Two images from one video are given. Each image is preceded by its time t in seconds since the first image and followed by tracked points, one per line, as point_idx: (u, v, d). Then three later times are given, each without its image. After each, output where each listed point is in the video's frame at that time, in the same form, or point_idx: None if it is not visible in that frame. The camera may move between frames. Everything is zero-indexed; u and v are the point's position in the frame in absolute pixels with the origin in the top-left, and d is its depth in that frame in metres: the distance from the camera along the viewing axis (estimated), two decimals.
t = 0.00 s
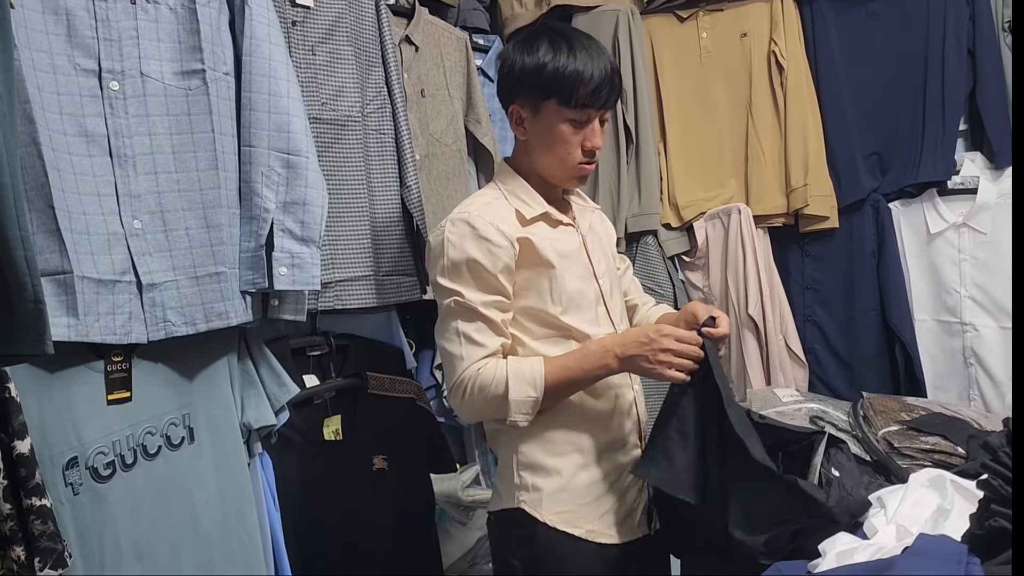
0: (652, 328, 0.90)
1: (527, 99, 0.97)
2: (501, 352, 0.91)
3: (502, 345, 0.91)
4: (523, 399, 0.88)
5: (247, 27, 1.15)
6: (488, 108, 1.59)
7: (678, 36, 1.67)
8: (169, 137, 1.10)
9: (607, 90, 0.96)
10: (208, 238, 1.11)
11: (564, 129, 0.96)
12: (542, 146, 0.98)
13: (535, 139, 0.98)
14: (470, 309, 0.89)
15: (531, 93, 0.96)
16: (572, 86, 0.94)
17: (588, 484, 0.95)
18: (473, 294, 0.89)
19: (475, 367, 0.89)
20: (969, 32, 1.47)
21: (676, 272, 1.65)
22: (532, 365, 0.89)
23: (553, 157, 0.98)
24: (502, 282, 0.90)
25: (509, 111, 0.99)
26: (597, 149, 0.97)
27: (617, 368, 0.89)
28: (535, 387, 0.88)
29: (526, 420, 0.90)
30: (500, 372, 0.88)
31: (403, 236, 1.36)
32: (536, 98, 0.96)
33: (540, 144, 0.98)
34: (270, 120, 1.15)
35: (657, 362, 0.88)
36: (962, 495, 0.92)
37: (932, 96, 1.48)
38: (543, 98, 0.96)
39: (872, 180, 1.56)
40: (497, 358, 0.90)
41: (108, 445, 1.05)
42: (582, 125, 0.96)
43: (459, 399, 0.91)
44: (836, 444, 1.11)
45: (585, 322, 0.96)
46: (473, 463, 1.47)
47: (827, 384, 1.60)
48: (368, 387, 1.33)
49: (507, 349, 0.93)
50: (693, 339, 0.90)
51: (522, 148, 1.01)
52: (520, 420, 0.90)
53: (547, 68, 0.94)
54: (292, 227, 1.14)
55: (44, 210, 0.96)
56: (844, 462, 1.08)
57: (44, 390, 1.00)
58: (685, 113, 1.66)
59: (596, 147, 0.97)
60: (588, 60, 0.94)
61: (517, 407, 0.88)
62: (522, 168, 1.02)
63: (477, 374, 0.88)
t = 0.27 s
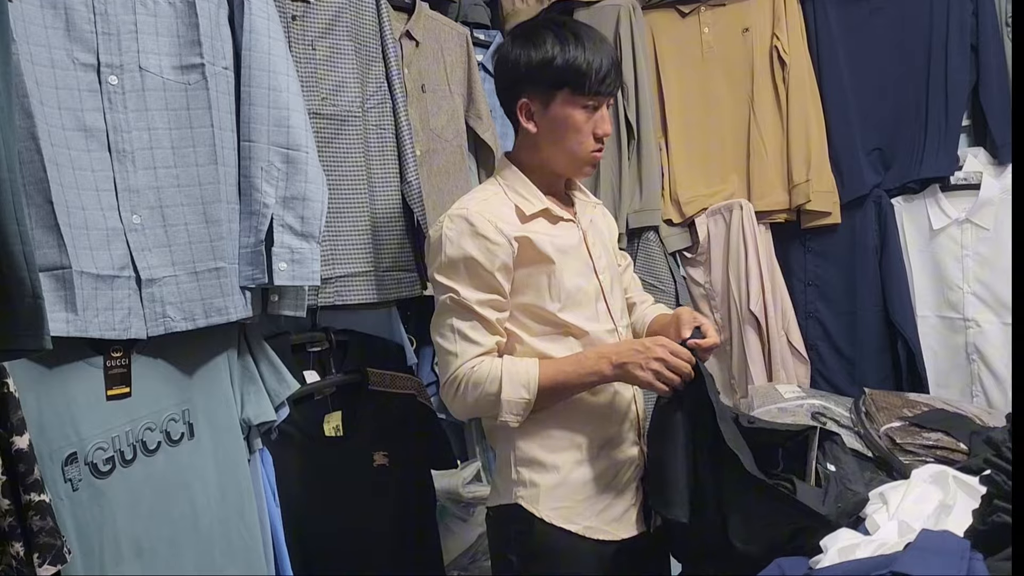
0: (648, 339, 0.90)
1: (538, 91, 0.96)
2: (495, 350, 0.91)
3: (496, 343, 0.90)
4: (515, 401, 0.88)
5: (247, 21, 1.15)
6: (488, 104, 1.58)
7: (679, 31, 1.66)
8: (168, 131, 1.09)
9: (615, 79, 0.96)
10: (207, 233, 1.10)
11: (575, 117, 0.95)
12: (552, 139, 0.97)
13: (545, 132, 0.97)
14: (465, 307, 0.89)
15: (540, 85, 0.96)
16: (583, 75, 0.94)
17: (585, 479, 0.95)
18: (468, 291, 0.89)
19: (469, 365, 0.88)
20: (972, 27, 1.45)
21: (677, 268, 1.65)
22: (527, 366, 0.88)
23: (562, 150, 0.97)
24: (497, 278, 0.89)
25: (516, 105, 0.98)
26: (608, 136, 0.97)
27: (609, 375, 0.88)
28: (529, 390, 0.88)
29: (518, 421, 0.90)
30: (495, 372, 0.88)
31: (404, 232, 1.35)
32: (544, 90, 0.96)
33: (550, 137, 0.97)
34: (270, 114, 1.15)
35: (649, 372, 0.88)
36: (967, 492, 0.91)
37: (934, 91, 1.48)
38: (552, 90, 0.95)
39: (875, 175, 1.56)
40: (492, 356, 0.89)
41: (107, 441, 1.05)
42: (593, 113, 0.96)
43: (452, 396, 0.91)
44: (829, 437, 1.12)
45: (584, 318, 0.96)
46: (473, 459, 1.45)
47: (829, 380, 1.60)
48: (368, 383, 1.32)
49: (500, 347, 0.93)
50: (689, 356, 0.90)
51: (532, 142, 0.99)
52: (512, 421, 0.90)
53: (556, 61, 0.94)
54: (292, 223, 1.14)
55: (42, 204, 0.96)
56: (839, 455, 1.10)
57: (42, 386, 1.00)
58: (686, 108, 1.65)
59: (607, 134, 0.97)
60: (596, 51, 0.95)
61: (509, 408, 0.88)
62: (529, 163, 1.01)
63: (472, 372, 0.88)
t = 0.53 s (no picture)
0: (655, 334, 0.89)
1: (549, 86, 0.96)
2: (499, 348, 0.91)
3: (500, 342, 0.91)
4: (518, 400, 0.89)
5: (250, 20, 1.15)
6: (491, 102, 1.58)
7: (682, 29, 1.65)
8: (172, 130, 1.10)
9: (621, 75, 0.98)
10: (211, 231, 1.11)
11: (586, 112, 0.96)
12: (563, 135, 0.97)
13: (555, 127, 0.97)
14: (471, 306, 0.89)
15: (550, 81, 0.96)
16: (594, 71, 0.95)
17: (588, 477, 0.95)
18: (475, 290, 0.89)
19: (472, 364, 0.89)
20: (975, 24, 1.45)
21: (679, 266, 1.65)
22: (529, 366, 0.89)
23: (572, 145, 0.98)
24: (502, 277, 0.89)
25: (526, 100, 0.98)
26: (615, 131, 0.98)
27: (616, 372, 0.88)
28: (531, 390, 0.88)
29: (519, 418, 0.91)
30: (498, 371, 0.88)
31: (407, 230, 1.35)
32: (555, 85, 0.96)
33: (559, 132, 0.97)
34: (273, 113, 1.15)
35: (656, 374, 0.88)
36: (969, 489, 0.91)
37: (937, 89, 1.48)
38: (562, 85, 0.96)
39: (878, 174, 1.56)
40: (495, 355, 0.90)
41: (112, 438, 1.06)
42: (602, 108, 0.97)
43: (454, 393, 0.92)
44: (824, 432, 1.12)
45: (588, 317, 0.97)
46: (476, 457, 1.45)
47: (830, 377, 1.60)
48: (372, 381, 1.31)
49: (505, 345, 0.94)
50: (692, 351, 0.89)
51: (541, 137, 0.99)
52: (513, 419, 0.91)
53: (568, 57, 0.95)
54: (295, 221, 1.14)
55: (47, 202, 0.96)
56: (836, 451, 1.09)
57: (48, 382, 1.00)
58: (689, 107, 1.65)
59: (614, 129, 0.98)
60: (604, 47, 0.97)
61: (511, 407, 0.89)
62: (537, 160, 1.01)
63: (475, 371, 0.88)
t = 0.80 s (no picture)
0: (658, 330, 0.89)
1: (552, 84, 0.96)
2: (505, 347, 0.91)
3: (506, 340, 0.90)
4: (526, 398, 0.88)
5: (252, 19, 1.15)
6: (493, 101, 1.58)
7: (684, 28, 1.65)
8: (174, 129, 1.10)
9: (624, 75, 0.98)
10: (213, 230, 1.11)
11: (589, 109, 0.96)
12: (568, 133, 0.97)
13: (558, 124, 0.97)
14: (476, 305, 0.89)
15: (553, 79, 0.96)
16: (597, 70, 0.95)
17: (592, 477, 0.95)
18: (481, 288, 0.89)
19: (479, 363, 0.89)
20: (977, 23, 1.45)
21: (681, 265, 1.65)
22: (537, 365, 0.88)
23: (577, 143, 0.97)
24: (510, 275, 0.89)
25: (529, 98, 0.98)
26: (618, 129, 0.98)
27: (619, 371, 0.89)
28: (539, 387, 0.88)
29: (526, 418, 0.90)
30: (505, 370, 0.88)
31: (408, 229, 1.35)
32: (558, 83, 0.96)
33: (562, 129, 0.97)
34: (275, 112, 1.15)
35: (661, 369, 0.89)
36: (971, 489, 0.91)
37: (939, 88, 1.47)
38: (565, 83, 0.96)
39: (880, 173, 1.56)
40: (502, 354, 0.89)
41: (114, 437, 1.06)
42: (605, 107, 0.97)
43: (461, 392, 0.91)
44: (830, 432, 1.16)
45: (592, 316, 0.96)
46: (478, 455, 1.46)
47: (832, 377, 1.60)
48: (373, 380, 1.31)
49: (511, 344, 0.93)
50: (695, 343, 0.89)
51: (544, 135, 0.99)
52: (521, 417, 0.90)
53: (571, 56, 0.95)
54: (297, 220, 1.14)
55: (49, 201, 0.96)
56: (841, 451, 1.13)
57: (50, 381, 1.00)
58: (690, 106, 1.65)
59: (617, 127, 0.98)
60: (607, 46, 0.97)
61: (519, 405, 0.89)
62: (540, 157, 1.01)
63: (482, 369, 0.88)
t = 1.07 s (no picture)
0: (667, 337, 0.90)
1: (551, 82, 0.96)
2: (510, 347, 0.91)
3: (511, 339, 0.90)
4: (531, 400, 0.88)
5: (254, 17, 1.16)
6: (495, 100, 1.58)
7: (685, 27, 1.65)
8: (176, 127, 1.10)
9: (623, 72, 0.98)
10: (214, 229, 1.11)
11: (589, 107, 0.96)
12: (569, 131, 0.97)
13: (558, 123, 0.97)
14: (480, 303, 0.89)
15: (552, 77, 0.96)
16: (595, 67, 0.95)
17: (594, 475, 0.95)
18: (484, 286, 0.89)
19: (486, 361, 0.88)
20: (979, 23, 1.45)
21: (683, 265, 1.65)
22: (542, 366, 0.88)
23: (577, 141, 0.97)
24: (513, 273, 0.90)
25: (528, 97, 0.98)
26: (618, 126, 0.98)
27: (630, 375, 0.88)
28: (545, 389, 0.88)
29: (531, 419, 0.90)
30: (511, 369, 0.88)
31: (409, 228, 1.36)
32: (557, 81, 0.96)
33: (562, 128, 0.97)
34: (277, 110, 1.15)
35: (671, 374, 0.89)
36: (973, 489, 0.91)
37: (941, 87, 1.47)
38: (564, 81, 0.96)
39: (882, 172, 1.56)
40: (509, 353, 0.89)
41: (116, 435, 1.05)
42: (604, 104, 0.97)
43: (466, 391, 0.91)
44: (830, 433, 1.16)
45: (593, 314, 0.96)
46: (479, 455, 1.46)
47: (833, 376, 1.60)
48: (375, 379, 1.32)
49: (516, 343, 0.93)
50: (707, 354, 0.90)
51: (546, 133, 0.99)
52: (525, 419, 0.90)
53: (569, 54, 0.95)
54: (299, 218, 1.15)
55: (51, 199, 0.96)
56: (842, 451, 1.12)
57: (52, 380, 1.00)
58: (692, 105, 1.65)
59: (617, 125, 0.98)
60: (605, 44, 0.97)
61: (524, 406, 0.88)
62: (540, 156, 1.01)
63: (489, 368, 0.88)
